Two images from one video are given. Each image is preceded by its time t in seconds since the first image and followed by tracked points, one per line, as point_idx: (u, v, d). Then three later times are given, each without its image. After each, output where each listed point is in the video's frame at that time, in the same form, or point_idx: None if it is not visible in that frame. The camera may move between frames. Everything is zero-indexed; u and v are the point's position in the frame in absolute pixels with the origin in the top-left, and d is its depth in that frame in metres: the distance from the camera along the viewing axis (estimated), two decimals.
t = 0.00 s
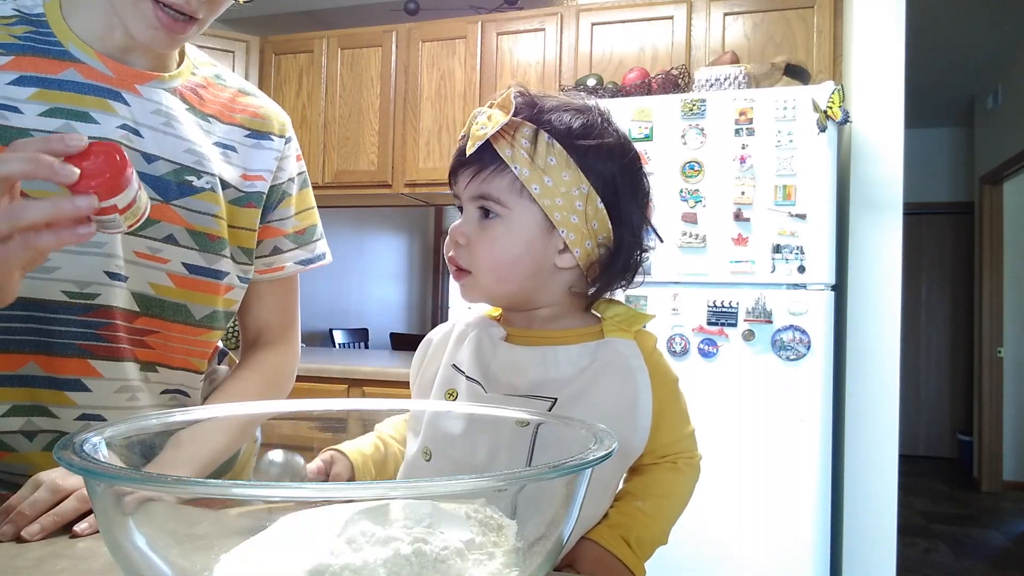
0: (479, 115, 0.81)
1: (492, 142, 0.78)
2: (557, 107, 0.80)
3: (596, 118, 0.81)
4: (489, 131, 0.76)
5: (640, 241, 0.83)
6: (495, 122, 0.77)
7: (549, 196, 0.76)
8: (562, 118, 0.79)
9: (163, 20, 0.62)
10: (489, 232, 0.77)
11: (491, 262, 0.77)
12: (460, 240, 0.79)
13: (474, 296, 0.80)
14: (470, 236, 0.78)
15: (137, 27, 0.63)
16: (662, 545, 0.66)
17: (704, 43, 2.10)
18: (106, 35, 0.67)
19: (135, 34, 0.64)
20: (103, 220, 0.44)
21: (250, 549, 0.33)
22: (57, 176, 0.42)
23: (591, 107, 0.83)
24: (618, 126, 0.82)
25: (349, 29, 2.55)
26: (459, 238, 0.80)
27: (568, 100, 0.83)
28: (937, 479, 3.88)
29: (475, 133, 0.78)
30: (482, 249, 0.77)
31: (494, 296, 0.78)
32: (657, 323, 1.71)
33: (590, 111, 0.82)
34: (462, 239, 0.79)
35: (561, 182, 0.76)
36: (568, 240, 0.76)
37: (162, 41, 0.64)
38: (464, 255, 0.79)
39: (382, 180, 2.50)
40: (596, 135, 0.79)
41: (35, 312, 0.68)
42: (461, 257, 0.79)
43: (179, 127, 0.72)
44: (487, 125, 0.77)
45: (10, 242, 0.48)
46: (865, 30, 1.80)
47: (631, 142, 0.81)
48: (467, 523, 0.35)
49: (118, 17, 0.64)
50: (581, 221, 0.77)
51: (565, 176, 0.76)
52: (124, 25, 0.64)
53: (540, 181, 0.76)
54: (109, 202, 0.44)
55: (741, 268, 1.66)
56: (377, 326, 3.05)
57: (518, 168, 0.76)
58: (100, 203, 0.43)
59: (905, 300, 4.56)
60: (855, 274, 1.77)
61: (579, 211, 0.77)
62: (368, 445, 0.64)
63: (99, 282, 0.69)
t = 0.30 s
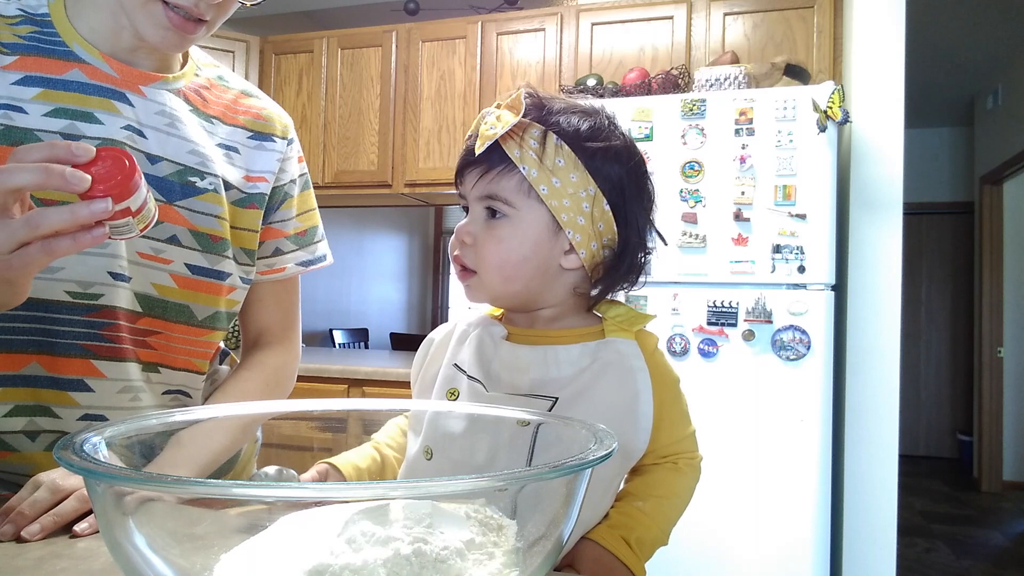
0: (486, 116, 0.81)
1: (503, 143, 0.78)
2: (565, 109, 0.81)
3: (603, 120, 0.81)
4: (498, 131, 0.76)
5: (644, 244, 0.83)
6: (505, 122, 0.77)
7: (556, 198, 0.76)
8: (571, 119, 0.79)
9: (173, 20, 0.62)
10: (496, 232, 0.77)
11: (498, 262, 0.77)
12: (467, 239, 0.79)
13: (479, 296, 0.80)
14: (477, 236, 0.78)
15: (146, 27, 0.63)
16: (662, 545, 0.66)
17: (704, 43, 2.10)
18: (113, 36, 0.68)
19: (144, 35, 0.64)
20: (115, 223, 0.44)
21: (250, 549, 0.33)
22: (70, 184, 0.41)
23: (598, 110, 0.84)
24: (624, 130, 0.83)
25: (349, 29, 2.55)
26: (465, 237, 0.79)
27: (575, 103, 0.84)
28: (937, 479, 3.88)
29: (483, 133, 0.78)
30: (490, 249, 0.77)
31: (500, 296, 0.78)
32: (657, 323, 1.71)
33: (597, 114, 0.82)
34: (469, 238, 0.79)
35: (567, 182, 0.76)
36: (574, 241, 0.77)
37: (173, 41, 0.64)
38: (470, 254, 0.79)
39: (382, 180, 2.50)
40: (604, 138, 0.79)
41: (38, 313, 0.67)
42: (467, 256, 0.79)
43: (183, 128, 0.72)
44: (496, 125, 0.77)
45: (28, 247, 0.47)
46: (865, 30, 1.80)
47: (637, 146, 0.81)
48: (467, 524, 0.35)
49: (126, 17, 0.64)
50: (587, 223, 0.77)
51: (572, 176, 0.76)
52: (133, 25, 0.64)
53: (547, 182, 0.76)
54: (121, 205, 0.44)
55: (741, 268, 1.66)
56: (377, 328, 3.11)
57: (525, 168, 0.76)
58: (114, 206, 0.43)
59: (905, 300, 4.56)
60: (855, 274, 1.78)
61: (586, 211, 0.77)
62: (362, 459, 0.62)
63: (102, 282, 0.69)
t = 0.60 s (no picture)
0: (466, 140, 0.81)
1: (490, 169, 0.77)
2: (543, 114, 0.80)
3: (582, 117, 0.80)
4: (485, 157, 0.75)
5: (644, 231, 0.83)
6: (487, 149, 0.76)
7: (553, 210, 0.75)
8: (552, 125, 0.78)
9: (170, 20, 0.62)
10: (504, 255, 0.76)
11: (511, 286, 0.75)
12: (476, 267, 0.77)
13: (497, 319, 0.79)
14: (486, 262, 0.77)
15: (144, 26, 0.63)
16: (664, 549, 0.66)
17: (704, 43, 2.10)
18: (111, 35, 0.67)
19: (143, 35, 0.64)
20: (119, 224, 0.45)
21: (251, 549, 0.33)
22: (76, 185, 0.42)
23: (574, 107, 0.83)
24: (605, 122, 0.82)
25: (349, 29, 2.55)
26: (473, 265, 0.78)
27: (551, 103, 0.83)
28: (937, 479, 3.88)
29: (469, 162, 0.77)
30: (501, 275, 0.76)
31: (519, 316, 0.77)
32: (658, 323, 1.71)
33: (576, 111, 0.81)
34: (478, 266, 0.77)
35: (560, 191, 0.75)
36: (579, 245, 0.76)
37: (171, 41, 0.64)
38: (481, 282, 0.78)
39: (382, 180, 2.50)
40: (589, 137, 0.78)
41: (39, 313, 0.67)
42: (478, 284, 0.78)
43: (182, 129, 0.72)
44: (480, 150, 0.76)
45: (33, 246, 0.47)
46: (865, 30, 1.79)
47: (621, 137, 0.81)
48: (466, 522, 0.35)
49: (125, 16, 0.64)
50: (588, 226, 0.76)
51: (564, 185, 0.75)
52: (132, 24, 0.64)
53: (541, 196, 0.75)
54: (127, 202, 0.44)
55: (740, 268, 1.66)
56: (377, 330, 3.13)
57: (518, 189, 0.75)
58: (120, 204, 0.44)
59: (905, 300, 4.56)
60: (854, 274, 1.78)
61: (585, 216, 0.76)
62: (364, 464, 0.64)
63: (101, 282, 0.69)
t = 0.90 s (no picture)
0: (441, 158, 0.80)
1: (470, 187, 0.77)
2: (514, 121, 0.80)
3: (552, 118, 0.80)
4: (461, 177, 0.75)
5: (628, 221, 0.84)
6: (463, 169, 0.75)
7: (536, 219, 0.75)
8: (524, 133, 0.78)
9: (170, 21, 0.62)
10: (492, 268, 0.76)
11: (502, 298, 0.76)
12: (466, 281, 0.78)
13: (491, 329, 0.79)
14: (475, 275, 0.77)
15: (144, 28, 0.63)
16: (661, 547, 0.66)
17: (704, 43, 2.10)
18: (111, 36, 0.67)
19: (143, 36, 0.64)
20: (109, 228, 0.44)
21: (253, 549, 0.33)
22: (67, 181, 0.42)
23: (542, 107, 0.82)
24: (575, 118, 0.82)
25: (349, 29, 2.55)
26: (463, 278, 0.78)
27: (520, 107, 0.83)
28: (937, 479, 3.88)
29: (447, 182, 0.76)
30: (490, 288, 0.76)
31: (513, 324, 0.78)
32: (658, 323, 1.71)
33: (546, 112, 0.81)
34: (468, 279, 0.78)
35: (541, 201, 0.75)
36: (565, 249, 0.76)
37: (170, 42, 0.64)
38: (472, 295, 0.78)
39: (382, 179, 2.50)
40: (562, 138, 0.78)
41: (39, 313, 0.67)
42: (470, 297, 0.78)
43: (182, 129, 0.72)
44: (455, 169, 0.76)
45: (16, 240, 0.47)
46: (865, 30, 1.80)
47: (593, 131, 0.81)
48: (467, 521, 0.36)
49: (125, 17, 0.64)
50: (573, 229, 0.77)
51: (544, 193, 0.75)
52: (131, 25, 0.64)
53: (522, 207, 0.75)
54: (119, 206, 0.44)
55: (741, 268, 1.66)
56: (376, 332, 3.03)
57: (499, 203, 0.75)
58: (109, 207, 0.43)
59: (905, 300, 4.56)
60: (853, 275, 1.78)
61: (567, 220, 0.76)
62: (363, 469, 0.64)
63: (101, 283, 0.68)
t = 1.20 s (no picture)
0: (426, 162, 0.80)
1: (457, 192, 0.77)
2: (496, 122, 0.79)
3: (533, 117, 0.80)
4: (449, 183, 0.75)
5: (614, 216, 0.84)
6: (449, 173, 0.75)
7: (524, 219, 0.75)
8: (508, 134, 0.78)
9: (175, 27, 0.62)
10: (481, 270, 0.76)
11: (492, 299, 0.76)
12: (455, 284, 0.78)
13: (482, 330, 0.79)
14: (464, 278, 0.77)
15: (148, 33, 0.63)
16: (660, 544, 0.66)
17: (704, 43, 2.10)
18: (105, 35, 0.67)
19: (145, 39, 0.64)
20: (105, 238, 0.44)
21: (252, 550, 0.33)
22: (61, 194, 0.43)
23: (522, 107, 0.82)
24: (555, 115, 0.82)
25: (349, 29, 2.55)
26: (453, 281, 0.78)
27: (500, 108, 0.83)
28: (937, 479, 3.87)
29: (433, 188, 0.76)
30: (480, 289, 0.76)
31: (504, 325, 0.78)
32: (658, 324, 1.71)
33: (526, 112, 0.81)
34: (457, 282, 0.78)
35: (528, 201, 0.75)
36: (554, 248, 0.76)
37: (173, 45, 0.64)
38: (463, 298, 0.78)
39: (382, 180, 2.50)
40: (545, 137, 0.78)
41: (36, 315, 0.67)
42: (460, 300, 0.78)
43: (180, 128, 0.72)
44: (441, 174, 0.76)
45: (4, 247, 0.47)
46: (865, 31, 1.80)
47: (573, 127, 0.81)
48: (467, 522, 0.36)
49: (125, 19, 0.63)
50: (560, 229, 0.77)
51: (530, 194, 0.75)
52: (133, 29, 0.63)
53: (510, 209, 0.75)
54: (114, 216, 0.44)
55: (741, 268, 1.66)
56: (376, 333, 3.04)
57: (484, 206, 0.76)
58: (103, 218, 0.44)
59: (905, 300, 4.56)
60: (853, 274, 1.78)
61: (555, 220, 0.76)
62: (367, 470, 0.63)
63: (99, 284, 0.68)
